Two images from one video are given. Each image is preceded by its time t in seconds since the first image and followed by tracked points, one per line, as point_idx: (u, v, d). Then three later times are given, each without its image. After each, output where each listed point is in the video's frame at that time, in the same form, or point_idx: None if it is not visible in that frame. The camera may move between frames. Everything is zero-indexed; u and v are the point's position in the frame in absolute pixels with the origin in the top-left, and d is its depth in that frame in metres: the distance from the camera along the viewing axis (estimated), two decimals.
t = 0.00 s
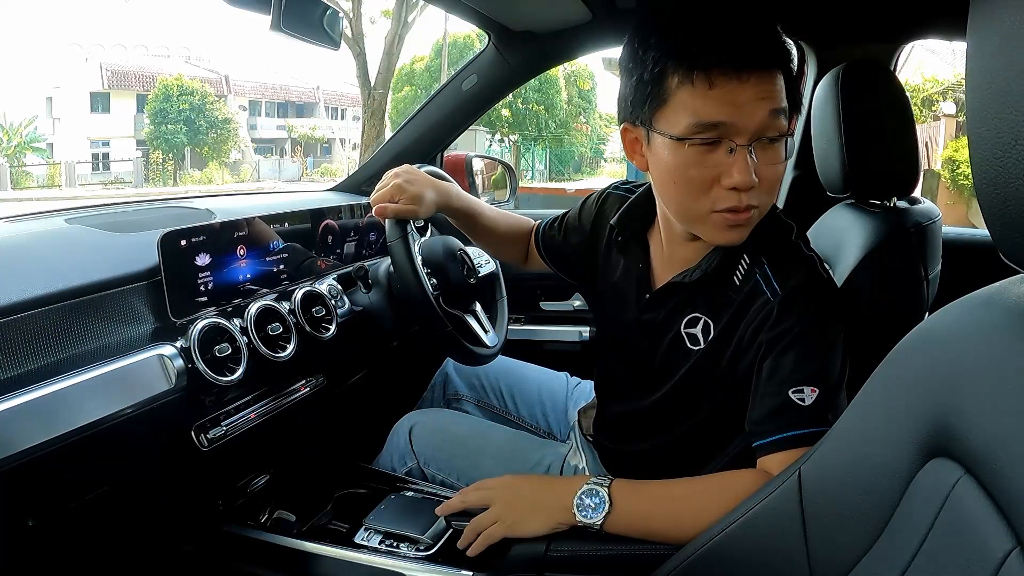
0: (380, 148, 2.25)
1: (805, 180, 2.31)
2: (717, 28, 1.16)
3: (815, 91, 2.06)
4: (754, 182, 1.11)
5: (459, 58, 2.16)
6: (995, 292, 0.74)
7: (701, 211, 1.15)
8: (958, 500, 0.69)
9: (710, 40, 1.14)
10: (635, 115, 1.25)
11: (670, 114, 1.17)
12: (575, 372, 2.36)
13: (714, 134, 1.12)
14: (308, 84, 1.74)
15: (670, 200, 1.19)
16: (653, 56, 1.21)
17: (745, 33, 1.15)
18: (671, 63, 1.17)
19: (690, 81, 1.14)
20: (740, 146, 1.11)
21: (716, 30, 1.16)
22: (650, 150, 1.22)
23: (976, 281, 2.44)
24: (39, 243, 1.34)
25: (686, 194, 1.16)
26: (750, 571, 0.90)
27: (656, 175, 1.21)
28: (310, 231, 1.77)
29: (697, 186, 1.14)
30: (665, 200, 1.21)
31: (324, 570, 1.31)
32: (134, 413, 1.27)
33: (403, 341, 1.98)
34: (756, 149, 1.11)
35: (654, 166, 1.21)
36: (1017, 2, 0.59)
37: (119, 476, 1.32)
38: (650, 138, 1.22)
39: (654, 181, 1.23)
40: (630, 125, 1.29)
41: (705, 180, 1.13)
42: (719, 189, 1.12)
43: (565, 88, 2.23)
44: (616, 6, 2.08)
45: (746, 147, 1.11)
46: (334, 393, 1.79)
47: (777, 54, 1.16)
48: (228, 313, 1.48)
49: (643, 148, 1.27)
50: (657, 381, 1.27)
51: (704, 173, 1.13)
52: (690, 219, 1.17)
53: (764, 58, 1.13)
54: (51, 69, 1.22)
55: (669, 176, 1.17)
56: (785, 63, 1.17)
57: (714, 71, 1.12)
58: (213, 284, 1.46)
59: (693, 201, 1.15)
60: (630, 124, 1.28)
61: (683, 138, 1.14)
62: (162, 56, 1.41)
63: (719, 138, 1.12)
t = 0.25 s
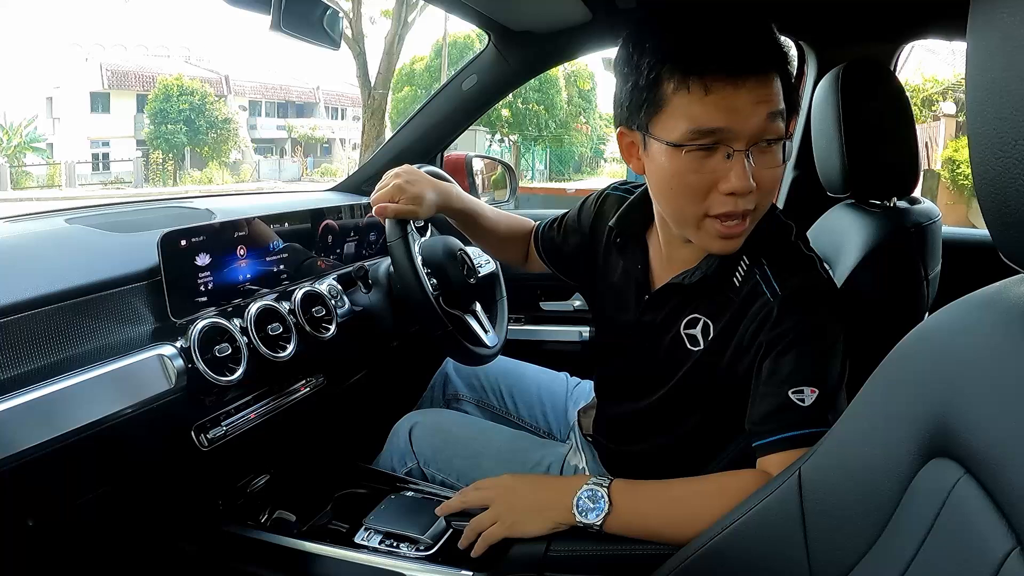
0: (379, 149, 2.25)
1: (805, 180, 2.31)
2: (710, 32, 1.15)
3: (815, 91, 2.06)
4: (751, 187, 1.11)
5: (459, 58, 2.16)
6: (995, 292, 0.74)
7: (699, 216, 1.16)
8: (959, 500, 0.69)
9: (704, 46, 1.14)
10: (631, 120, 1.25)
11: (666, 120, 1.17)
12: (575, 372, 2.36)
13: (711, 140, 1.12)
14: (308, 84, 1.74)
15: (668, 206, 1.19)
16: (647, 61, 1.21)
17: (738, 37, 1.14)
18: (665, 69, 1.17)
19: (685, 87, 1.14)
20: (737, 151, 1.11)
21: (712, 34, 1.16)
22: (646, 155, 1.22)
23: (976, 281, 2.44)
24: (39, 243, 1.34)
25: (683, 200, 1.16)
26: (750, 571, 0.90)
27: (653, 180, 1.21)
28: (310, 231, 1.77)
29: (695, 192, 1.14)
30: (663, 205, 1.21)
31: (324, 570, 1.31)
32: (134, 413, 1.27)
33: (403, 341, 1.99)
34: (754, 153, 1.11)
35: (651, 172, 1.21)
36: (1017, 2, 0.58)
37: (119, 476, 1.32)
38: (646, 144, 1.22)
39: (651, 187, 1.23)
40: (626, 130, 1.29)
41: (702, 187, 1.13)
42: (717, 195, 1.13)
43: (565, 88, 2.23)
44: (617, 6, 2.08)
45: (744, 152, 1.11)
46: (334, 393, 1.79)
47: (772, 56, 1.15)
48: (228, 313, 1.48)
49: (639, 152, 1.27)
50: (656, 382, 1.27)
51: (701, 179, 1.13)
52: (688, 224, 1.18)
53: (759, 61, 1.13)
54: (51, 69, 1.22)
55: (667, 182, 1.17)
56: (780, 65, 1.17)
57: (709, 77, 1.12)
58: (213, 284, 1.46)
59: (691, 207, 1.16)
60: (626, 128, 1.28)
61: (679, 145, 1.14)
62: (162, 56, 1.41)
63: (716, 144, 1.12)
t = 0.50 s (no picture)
0: (379, 149, 2.26)
1: (805, 180, 2.31)
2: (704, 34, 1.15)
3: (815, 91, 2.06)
4: (747, 188, 1.11)
5: (459, 58, 2.16)
6: (995, 292, 0.74)
7: (695, 218, 1.16)
8: (959, 500, 0.69)
9: (698, 48, 1.14)
10: (626, 123, 1.25)
11: (660, 123, 1.17)
12: (575, 372, 2.36)
13: (705, 142, 1.12)
14: (308, 84, 1.74)
15: (663, 207, 1.19)
16: (641, 64, 1.21)
17: (732, 40, 1.15)
18: (659, 72, 1.17)
19: (679, 89, 1.14)
20: (732, 153, 1.11)
21: (706, 36, 1.16)
22: (641, 158, 1.21)
23: (977, 281, 2.44)
24: (39, 243, 1.34)
25: (678, 202, 1.16)
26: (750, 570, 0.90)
27: (648, 182, 1.21)
28: (310, 231, 1.77)
29: (690, 194, 1.14)
30: (658, 207, 1.21)
31: (324, 570, 1.31)
32: (134, 413, 1.27)
33: (403, 341, 1.99)
34: (749, 155, 1.11)
35: (646, 174, 1.21)
36: (1017, 2, 0.58)
37: (119, 476, 1.32)
38: (641, 146, 1.22)
39: (647, 189, 1.23)
40: (621, 132, 1.29)
41: (697, 189, 1.13)
42: (712, 196, 1.13)
43: (565, 88, 2.23)
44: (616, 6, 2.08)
45: (739, 154, 1.11)
46: (334, 393, 1.79)
47: (765, 58, 1.15)
48: (228, 313, 1.48)
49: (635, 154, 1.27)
50: (655, 382, 1.27)
51: (696, 181, 1.13)
52: (684, 225, 1.18)
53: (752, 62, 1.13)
54: (51, 69, 1.22)
55: (662, 185, 1.17)
56: (773, 66, 1.17)
57: (703, 79, 1.12)
58: (213, 284, 1.46)
59: (686, 209, 1.15)
60: (621, 131, 1.28)
61: (674, 147, 1.14)
62: (162, 56, 1.41)
63: (711, 146, 1.12)
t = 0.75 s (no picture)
0: (379, 148, 2.26)
1: (805, 180, 2.31)
2: (701, 35, 1.15)
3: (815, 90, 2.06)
4: (746, 188, 1.11)
5: (459, 58, 2.16)
6: (995, 292, 0.74)
7: (694, 218, 1.15)
8: (959, 500, 0.69)
9: (696, 49, 1.14)
10: (624, 124, 1.25)
11: (659, 124, 1.17)
12: (575, 372, 2.36)
13: (704, 142, 1.12)
14: (308, 84, 1.74)
15: (662, 208, 1.19)
16: (639, 65, 1.21)
17: (730, 41, 1.15)
18: (657, 73, 1.17)
19: (678, 90, 1.14)
20: (731, 153, 1.11)
21: (704, 37, 1.16)
22: (640, 159, 1.21)
23: (977, 281, 2.44)
24: (39, 243, 1.34)
25: (677, 203, 1.16)
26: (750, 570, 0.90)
27: (647, 183, 1.21)
28: (310, 230, 1.77)
29: (689, 194, 1.14)
30: (657, 207, 1.21)
31: (324, 570, 1.31)
32: (135, 413, 1.27)
33: (403, 341, 1.99)
34: (747, 155, 1.11)
35: (645, 175, 1.21)
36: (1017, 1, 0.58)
37: (119, 476, 1.32)
38: (640, 147, 1.22)
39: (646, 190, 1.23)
40: (620, 133, 1.29)
41: (696, 189, 1.13)
42: (711, 197, 1.12)
43: (565, 88, 2.23)
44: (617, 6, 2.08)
45: (737, 154, 1.11)
46: (334, 392, 1.79)
47: (763, 58, 1.15)
48: (228, 313, 1.48)
49: (634, 155, 1.27)
50: (655, 382, 1.27)
51: (695, 181, 1.13)
52: (683, 225, 1.17)
53: (750, 63, 1.13)
54: (51, 69, 1.22)
55: (660, 186, 1.17)
56: (771, 67, 1.17)
57: (701, 79, 1.12)
58: (213, 284, 1.46)
59: (685, 209, 1.15)
60: (619, 132, 1.28)
61: (672, 147, 1.14)
62: (162, 56, 1.41)
63: (709, 146, 1.12)
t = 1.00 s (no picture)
0: (379, 148, 2.25)
1: (805, 181, 2.31)
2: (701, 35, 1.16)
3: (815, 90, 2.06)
4: (747, 188, 1.11)
5: (459, 58, 2.16)
6: (995, 292, 0.74)
7: (695, 217, 1.15)
8: (959, 500, 0.69)
9: (696, 49, 1.14)
10: (624, 124, 1.25)
11: (659, 123, 1.17)
12: (574, 372, 2.36)
13: (704, 142, 1.12)
14: (308, 84, 1.74)
15: (663, 207, 1.19)
16: (640, 65, 1.21)
17: (730, 40, 1.15)
18: (658, 73, 1.17)
19: (679, 90, 1.14)
20: (732, 153, 1.11)
21: (704, 38, 1.16)
22: (641, 159, 1.21)
23: (976, 281, 2.44)
24: (39, 243, 1.34)
25: (678, 202, 1.16)
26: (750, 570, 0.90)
27: (647, 183, 1.21)
28: (310, 230, 1.77)
29: (690, 194, 1.14)
30: (658, 207, 1.21)
31: (324, 570, 1.31)
32: (135, 413, 1.27)
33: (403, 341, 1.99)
34: (748, 155, 1.11)
35: (645, 175, 1.21)
36: (1017, 2, 0.59)
37: (119, 476, 1.33)
38: (640, 147, 1.22)
39: (647, 190, 1.23)
40: (620, 133, 1.28)
41: (697, 189, 1.13)
42: (712, 196, 1.12)
43: (565, 88, 2.23)
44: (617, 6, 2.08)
45: (738, 153, 1.11)
46: (335, 392, 1.79)
47: (764, 58, 1.15)
48: (228, 313, 1.48)
49: (634, 155, 1.27)
50: (655, 382, 1.27)
51: (696, 181, 1.13)
52: (684, 225, 1.17)
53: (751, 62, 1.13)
54: (51, 69, 1.22)
55: (661, 186, 1.17)
56: (772, 67, 1.17)
57: (702, 78, 1.12)
58: (213, 284, 1.46)
59: (686, 208, 1.15)
60: (619, 132, 1.28)
61: (673, 146, 1.14)
62: (162, 56, 1.41)
63: (710, 146, 1.12)
